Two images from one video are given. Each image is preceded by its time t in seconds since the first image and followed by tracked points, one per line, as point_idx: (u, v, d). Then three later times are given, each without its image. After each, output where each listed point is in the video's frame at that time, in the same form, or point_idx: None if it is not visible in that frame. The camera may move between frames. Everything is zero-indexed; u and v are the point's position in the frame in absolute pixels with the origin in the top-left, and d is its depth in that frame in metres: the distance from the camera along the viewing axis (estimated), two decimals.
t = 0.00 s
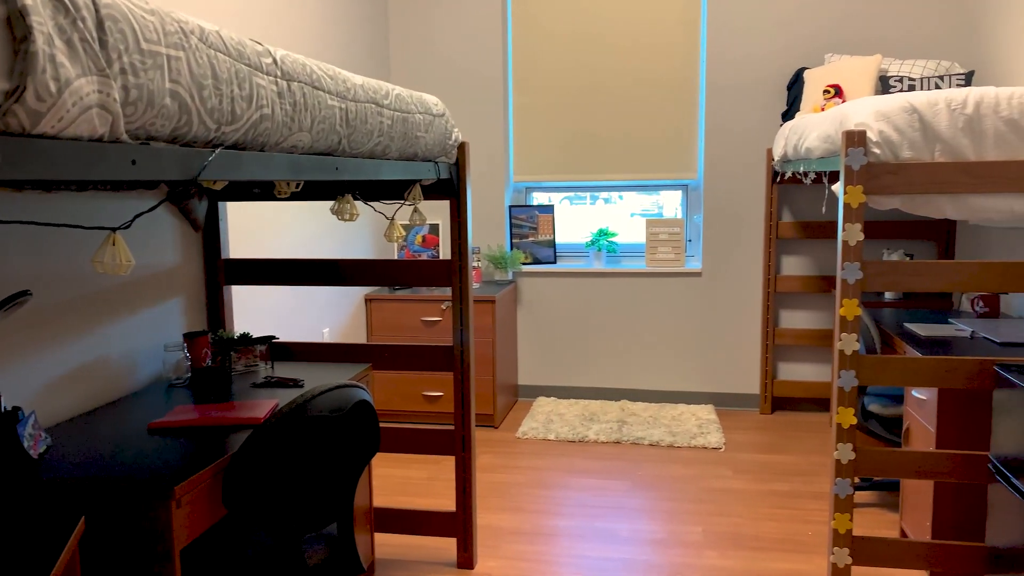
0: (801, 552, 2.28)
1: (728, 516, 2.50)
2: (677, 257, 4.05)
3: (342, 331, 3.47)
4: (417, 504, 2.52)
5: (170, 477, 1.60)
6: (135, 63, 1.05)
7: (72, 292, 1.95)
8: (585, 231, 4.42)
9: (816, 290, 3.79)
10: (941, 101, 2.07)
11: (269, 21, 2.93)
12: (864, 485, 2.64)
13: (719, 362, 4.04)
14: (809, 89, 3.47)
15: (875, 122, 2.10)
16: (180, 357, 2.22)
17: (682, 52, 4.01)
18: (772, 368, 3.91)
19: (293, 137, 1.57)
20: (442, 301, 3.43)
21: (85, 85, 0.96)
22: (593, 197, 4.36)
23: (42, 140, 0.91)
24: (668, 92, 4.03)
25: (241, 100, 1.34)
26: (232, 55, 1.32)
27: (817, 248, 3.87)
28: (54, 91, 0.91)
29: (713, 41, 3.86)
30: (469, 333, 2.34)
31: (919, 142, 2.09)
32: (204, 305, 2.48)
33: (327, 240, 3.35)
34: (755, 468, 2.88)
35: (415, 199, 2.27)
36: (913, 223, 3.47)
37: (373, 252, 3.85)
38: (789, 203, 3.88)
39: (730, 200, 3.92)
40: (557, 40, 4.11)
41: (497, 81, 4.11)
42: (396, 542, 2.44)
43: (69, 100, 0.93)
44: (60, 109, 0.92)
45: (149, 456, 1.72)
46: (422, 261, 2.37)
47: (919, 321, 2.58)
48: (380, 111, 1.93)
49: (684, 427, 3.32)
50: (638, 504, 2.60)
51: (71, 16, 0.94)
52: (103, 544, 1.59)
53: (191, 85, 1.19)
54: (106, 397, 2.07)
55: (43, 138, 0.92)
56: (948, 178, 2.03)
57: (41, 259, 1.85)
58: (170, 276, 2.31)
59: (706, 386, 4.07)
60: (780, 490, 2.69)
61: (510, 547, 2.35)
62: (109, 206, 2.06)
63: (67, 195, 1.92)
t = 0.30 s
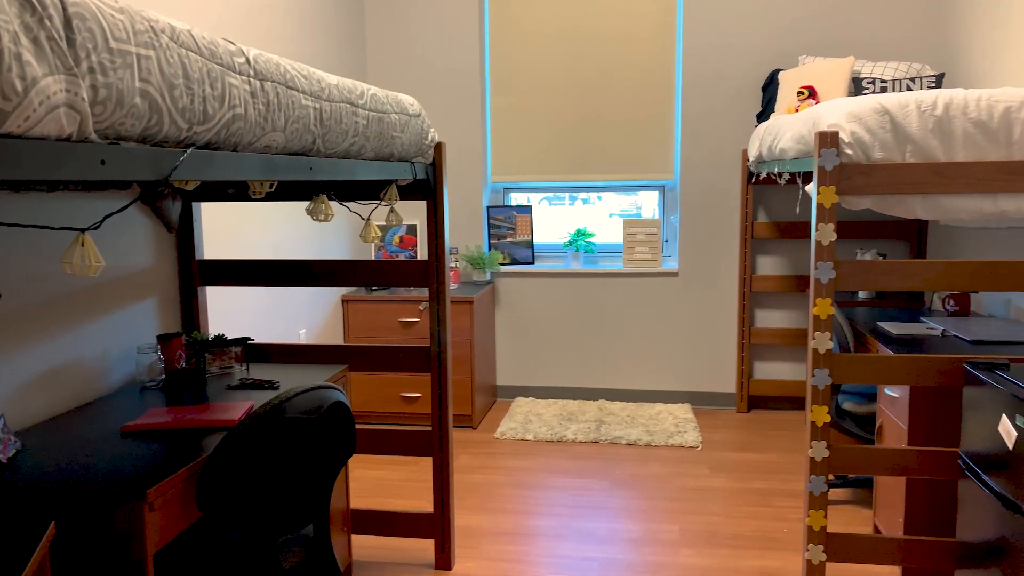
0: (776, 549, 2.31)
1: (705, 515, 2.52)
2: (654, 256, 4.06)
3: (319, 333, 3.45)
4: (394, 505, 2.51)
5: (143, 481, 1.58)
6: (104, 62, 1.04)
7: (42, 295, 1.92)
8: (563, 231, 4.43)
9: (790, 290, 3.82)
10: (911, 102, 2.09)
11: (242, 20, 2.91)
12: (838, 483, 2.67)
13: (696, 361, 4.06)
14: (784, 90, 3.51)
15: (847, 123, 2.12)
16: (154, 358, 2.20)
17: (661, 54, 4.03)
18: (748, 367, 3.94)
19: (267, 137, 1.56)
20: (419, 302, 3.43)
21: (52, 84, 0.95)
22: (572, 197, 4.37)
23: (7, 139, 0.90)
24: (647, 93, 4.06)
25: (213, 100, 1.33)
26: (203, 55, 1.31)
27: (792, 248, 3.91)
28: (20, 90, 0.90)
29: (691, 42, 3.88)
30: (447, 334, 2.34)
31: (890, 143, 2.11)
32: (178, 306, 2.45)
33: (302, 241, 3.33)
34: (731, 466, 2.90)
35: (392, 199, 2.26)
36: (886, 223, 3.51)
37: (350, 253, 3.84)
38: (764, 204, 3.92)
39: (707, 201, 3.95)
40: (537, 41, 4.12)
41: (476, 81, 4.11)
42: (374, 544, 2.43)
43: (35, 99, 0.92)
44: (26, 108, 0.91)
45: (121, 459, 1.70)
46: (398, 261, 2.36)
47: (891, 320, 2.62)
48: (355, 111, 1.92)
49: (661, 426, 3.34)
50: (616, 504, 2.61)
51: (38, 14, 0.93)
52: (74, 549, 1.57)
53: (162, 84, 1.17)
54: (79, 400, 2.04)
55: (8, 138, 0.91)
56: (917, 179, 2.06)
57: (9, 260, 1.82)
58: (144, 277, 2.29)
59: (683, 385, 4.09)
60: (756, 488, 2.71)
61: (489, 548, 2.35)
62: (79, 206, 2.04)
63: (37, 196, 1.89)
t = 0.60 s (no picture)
0: (754, 547, 2.32)
1: (685, 513, 2.53)
2: (634, 257, 4.09)
3: (298, 334, 3.43)
4: (374, 507, 2.50)
5: (119, 483, 1.56)
6: (77, 61, 1.03)
7: (16, 296, 1.89)
8: (543, 231, 4.44)
9: (766, 289, 3.86)
10: (885, 104, 2.10)
11: (218, 20, 2.89)
12: (816, 480, 2.70)
13: (676, 360, 4.09)
14: (761, 92, 3.54)
15: (822, 124, 2.13)
16: (129, 361, 2.17)
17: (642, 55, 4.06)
18: (726, 366, 3.97)
19: (244, 137, 1.55)
20: (399, 303, 3.42)
21: (23, 83, 0.94)
22: (552, 198, 4.38)
23: None
24: (628, 94, 4.08)
25: (189, 99, 1.32)
26: (179, 54, 1.30)
27: (769, 248, 3.95)
28: None
29: (671, 44, 3.90)
30: (426, 334, 2.33)
31: (865, 144, 2.13)
32: (155, 307, 2.43)
33: (281, 242, 3.31)
34: (710, 465, 2.92)
35: (371, 199, 2.25)
36: (862, 223, 3.56)
37: (329, 254, 3.82)
38: (742, 205, 3.95)
39: (687, 201, 3.98)
40: (518, 42, 4.12)
41: (456, 81, 4.11)
42: (354, 545, 2.43)
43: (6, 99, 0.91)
44: None
45: (96, 462, 1.68)
46: (377, 261, 2.36)
47: (867, 319, 2.65)
48: (333, 111, 1.91)
49: (641, 425, 3.36)
50: (596, 503, 2.62)
51: (9, 12, 0.92)
52: (48, 553, 1.55)
53: (136, 83, 1.16)
54: (54, 402, 2.01)
55: None
56: (892, 179, 2.08)
57: None
58: (120, 278, 2.27)
59: (663, 385, 4.12)
60: (735, 486, 2.73)
61: (469, 548, 2.35)
62: (54, 207, 2.01)
63: (11, 196, 1.87)
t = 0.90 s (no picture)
0: (733, 546, 2.34)
1: (664, 513, 2.54)
2: (613, 259, 4.10)
3: (277, 336, 3.41)
4: (353, 510, 2.49)
5: (92, 489, 1.54)
6: (48, 61, 1.02)
7: None
8: (524, 232, 4.44)
9: (743, 290, 3.89)
10: (861, 106, 2.09)
11: (195, 20, 2.87)
12: (793, 480, 2.72)
13: (657, 361, 4.11)
14: (739, 95, 3.57)
15: (798, 127, 2.13)
16: (104, 364, 2.14)
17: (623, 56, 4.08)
18: (706, 366, 3.99)
19: (219, 138, 1.53)
20: (379, 304, 3.42)
21: None
22: (534, 199, 4.39)
23: None
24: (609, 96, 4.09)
25: (163, 101, 1.30)
26: (153, 55, 1.28)
27: (748, 249, 3.98)
28: None
29: (652, 45, 3.92)
30: (406, 336, 2.33)
31: (841, 147, 2.13)
32: (130, 310, 2.40)
33: (260, 244, 3.29)
34: (690, 465, 2.94)
35: (349, 201, 2.25)
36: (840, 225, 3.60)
37: (308, 255, 3.80)
38: (721, 206, 3.97)
39: (667, 203, 3.99)
40: (499, 43, 4.13)
41: (437, 82, 4.10)
42: (333, 549, 2.42)
43: None
44: None
45: (68, 466, 1.66)
46: (356, 263, 2.35)
47: (844, 320, 2.67)
48: (310, 112, 1.90)
49: (621, 426, 3.37)
50: (577, 504, 2.62)
51: None
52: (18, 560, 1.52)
53: (109, 84, 1.15)
54: (27, 407, 1.98)
55: None
56: (867, 182, 2.10)
57: None
58: (95, 280, 2.24)
59: (643, 385, 4.14)
60: (714, 486, 2.74)
61: (449, 550, 2.35)
62: (25, 208, 1.98)
63: None
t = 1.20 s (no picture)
0: (711, 546, 2.35)
1: (643, 514, 2.55)
2: (593, 260, 4.12)
3: (255, 339, 3.38)
4: (332, 514, 2.48)
5: (61, 496, 1.51)
6: (14, 62, 1.01)
7: None
8: (504, 234, 4.44)
9: (720, 291, 3.92)
10: (835, 110, 2.12)
11: (168, 22, 2.85)
12: (771, 479, 2.74)
13: (636, 362, 4.13)
14: (716, 97, 3.60)
15: (774, 129, 2.15)
16: (77, 369, 2.10)
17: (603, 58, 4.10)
18: (684, 367, 4.01)
19: (192, 140, 1.51)
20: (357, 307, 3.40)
21: None
22: (514, 201, 4.39)
23: None
24: (589, 98, 4.11)
25: (134, 103, 1.29)
26: (123, 56, 1.27)
27: (726, 251, 4.00)
28: None
29: (631, 48, 3.94)
30: (383, 339, 2.32)
31: (815, 149, 2.15)
32: (104, 315, 2.38)
33: (236, 247, 3.26)
34: (669, 465, 2.95)
35: (326, 204, 2.24)
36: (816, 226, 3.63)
37: (285, 258, 3.78)
38: (699, 207, 4.00)
39: (647, 204, 4.01)
40: (479, 45, 4.13)
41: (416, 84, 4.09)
42: (311, 554, 2.41)
43: None
44: None
45: (38, 473, 1.63)
46: (333, 265, 2.35)
47: (820, 320, 2.70)
48: (286, 114, 1.88)
49: (601, 427, 3.37)
50: (557, 505, 2.63)
51: None
52: None
53: (77, 86, 1.14)
54: None
55: None
56: (842, 184, 2.11)
57: None
58: (67, 284, 2.21)
59: (622, 386, 4.15)
60: (692, 486, 2.76)
61: (428, 553, 2.34)
62: None
63: None
